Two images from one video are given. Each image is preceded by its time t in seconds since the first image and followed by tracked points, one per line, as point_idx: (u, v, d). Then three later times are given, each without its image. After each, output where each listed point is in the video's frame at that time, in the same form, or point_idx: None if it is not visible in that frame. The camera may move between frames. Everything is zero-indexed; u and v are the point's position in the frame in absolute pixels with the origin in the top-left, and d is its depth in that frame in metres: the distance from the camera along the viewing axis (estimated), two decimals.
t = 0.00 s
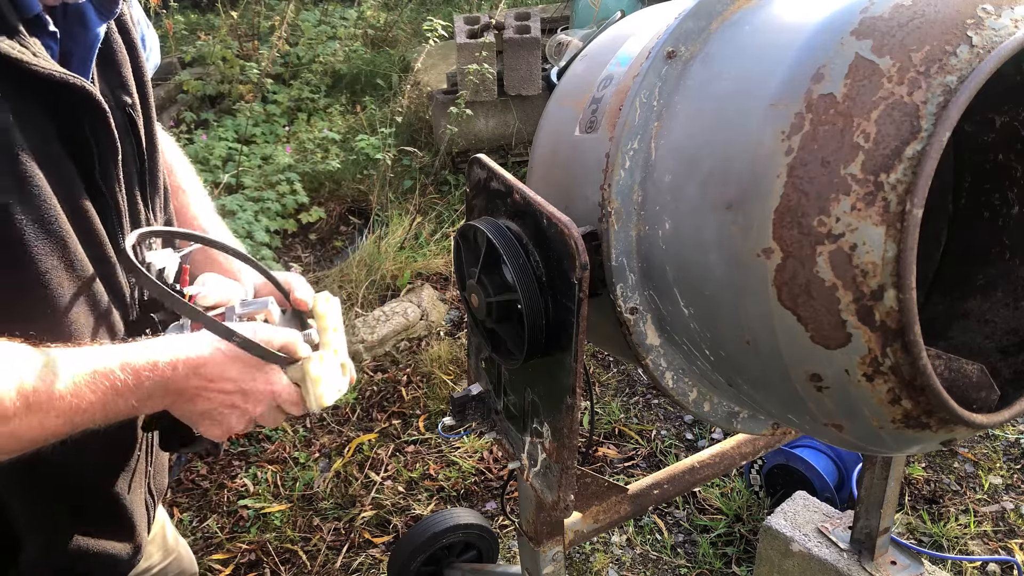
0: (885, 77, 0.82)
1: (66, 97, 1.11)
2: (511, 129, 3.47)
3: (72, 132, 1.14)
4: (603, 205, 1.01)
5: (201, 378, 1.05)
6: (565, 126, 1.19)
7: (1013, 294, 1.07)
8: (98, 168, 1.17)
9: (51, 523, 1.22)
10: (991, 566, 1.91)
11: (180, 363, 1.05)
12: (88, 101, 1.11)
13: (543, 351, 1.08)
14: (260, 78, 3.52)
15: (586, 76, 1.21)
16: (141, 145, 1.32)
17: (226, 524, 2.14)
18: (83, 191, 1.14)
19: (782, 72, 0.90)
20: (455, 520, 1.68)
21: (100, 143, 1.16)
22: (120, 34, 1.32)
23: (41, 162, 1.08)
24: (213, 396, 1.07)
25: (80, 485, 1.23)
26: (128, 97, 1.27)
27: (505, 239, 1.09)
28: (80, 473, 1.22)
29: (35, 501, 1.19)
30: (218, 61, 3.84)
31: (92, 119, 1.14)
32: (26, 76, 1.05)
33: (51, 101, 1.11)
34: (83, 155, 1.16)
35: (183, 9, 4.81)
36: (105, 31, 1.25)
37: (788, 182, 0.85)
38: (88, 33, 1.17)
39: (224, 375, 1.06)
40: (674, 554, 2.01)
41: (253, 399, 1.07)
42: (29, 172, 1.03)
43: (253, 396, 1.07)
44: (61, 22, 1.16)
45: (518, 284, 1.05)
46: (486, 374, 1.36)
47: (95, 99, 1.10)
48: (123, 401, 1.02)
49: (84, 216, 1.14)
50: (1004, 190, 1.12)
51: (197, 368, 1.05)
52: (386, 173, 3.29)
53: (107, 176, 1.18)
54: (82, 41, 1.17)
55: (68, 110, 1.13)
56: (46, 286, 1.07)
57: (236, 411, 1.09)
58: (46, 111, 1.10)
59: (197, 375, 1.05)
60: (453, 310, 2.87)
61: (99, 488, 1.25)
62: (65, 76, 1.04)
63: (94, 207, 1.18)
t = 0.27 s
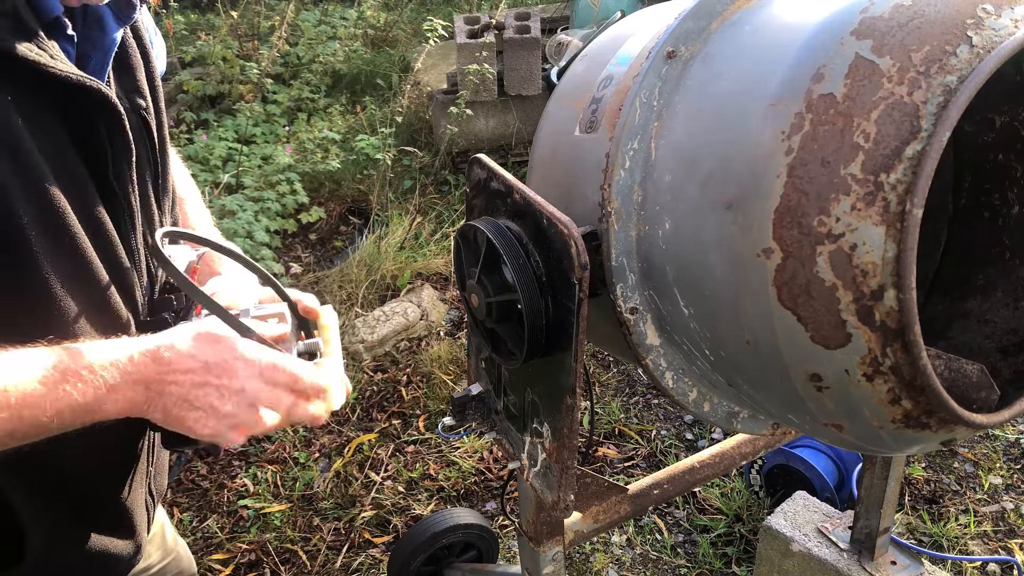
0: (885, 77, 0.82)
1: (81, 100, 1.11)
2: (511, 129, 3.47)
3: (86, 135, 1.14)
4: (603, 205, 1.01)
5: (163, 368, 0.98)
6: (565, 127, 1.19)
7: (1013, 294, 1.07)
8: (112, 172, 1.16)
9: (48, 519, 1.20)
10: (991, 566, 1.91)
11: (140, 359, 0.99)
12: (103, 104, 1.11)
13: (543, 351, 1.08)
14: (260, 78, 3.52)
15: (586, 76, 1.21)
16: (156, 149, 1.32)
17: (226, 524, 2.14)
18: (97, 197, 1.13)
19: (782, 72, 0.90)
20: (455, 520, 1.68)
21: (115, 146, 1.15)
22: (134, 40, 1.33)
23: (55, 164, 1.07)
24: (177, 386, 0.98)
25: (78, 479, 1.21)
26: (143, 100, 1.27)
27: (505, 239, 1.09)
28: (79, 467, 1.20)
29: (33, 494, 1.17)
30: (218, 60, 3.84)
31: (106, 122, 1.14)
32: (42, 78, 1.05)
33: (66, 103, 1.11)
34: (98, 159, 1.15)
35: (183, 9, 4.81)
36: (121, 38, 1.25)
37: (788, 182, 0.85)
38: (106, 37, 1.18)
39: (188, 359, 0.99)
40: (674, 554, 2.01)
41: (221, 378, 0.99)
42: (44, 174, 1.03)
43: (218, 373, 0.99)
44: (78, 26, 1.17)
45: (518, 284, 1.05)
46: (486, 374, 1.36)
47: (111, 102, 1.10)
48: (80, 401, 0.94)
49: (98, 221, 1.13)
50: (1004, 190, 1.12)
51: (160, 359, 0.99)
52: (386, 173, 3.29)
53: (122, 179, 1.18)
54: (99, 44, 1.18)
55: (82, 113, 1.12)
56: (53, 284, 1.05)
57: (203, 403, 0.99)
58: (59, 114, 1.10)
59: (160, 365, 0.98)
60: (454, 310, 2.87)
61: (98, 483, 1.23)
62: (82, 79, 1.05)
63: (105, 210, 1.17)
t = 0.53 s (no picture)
0: (885, 77, 0.82)
1: (95, 108, 1.11)
2: (511, 129, 3.47)
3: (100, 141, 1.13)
4: (603, 205, 1.01)
5: (177, 335, 0.94)
6: (565, 127, 1.19)
7: (1013, 294, 1.07)
8: (123, 177, 1.16)
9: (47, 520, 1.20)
10: (991, 566, 1.91)
11: (157, 334, 0.95)
12: (117, 112, 1.11)
13: (543, 351, 1.08)
14: (260, 78, 3.53)
15: (586, 76, 1.21)
16: (165, 157, 1.32)
17: (226, 524, 2.14)
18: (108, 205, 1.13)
19: (782, 72, 0.90)
20: (455, 520, 1.68)
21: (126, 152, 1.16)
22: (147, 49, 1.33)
23: (69, 170, 1.07)
24: (199, 345, 0.94)
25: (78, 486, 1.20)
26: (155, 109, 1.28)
27: (505, 239, 1.09)
28: (80, 473, 1.19)
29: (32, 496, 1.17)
30: (218, 61, 3.85)
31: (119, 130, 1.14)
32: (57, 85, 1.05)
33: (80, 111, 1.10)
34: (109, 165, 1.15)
35: (183, 9, 4.82)
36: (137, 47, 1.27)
37: (788, 182, 0.85)
38: (121, 45, 1.19)
39: (201, 316, 0.94)
40: (674, 554, 2.01)
41: (240, 320, 0.95)
42: (58, 181, 1.03)
43: (234, 317, 0.95)
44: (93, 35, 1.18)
45: (518, 284, 1.05)
46: (486, 374, 1.36)
47: (125, 110, 1.11)
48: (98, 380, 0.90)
49: (110, 230, 1.13)
50: (1004, 190, 1.12)
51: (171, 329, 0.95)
52: (386, 173, 3.29)
53: (133, 185, 1.18)
54: (114, 53, 1.19)
55: (96, 121, 1.12)
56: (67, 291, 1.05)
57: (232, 353, 0.95)
58: (73, 120, 1.10)
59: (173, 333, 0.94)
60: (454, 310, 2.87)
61: (98, 491, 1.23)
62: (95, 85, 1.05)
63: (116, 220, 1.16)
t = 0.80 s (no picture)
0: (885, 77, 0.82)
1: (108, 116, 1.11)
2: (511, 129, 3.47)
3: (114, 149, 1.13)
4: (603, 205, 1.01)
5: (180, 341, 0.93)
6: (565, 126, 1.19)
7: (1013, 294, 1.07)
8: (134, 185, 1.16)
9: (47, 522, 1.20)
10: (991, 566, 1.91)
11: (158, 338, 0.94)
12: (132, 120, 1.10)
13: (543, 351, 1.08)
14: (260, 78, 3.53)
15: (586, 76, 1.21)
16: (177, 166, 1.31)
17: (226, 524, 2.14)
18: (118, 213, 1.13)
19: (782, 72, 0.90)
20: (455, 520, 1.68)
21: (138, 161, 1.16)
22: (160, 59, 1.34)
23: (80, 178, 1.07)
24: (203, 353, 0.93)
25: (77, 485, 1.20)
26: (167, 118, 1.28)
27: (505, 239, 1.09)
28: (79, 472, 1.19)
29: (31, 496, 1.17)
30: (218, 61, 3.85)
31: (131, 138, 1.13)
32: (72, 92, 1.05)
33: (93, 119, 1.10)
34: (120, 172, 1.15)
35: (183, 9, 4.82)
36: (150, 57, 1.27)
37: (788, 182, 0.85)
38: (136, 54, 1.19)
39: (204, 323, 0.94)
40: (674, 554, 2.01)
41: (248, 327, 0.95)
42: (71, 189, 1.02)
43: (240, 325, 0.94)
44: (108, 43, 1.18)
45: (518, 284, 1.05)
46: (486, 374, 1.36)
47: (139, 119, 1.10)
48: (97, 387, 0.90)
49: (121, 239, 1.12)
50: (1004, 190, 1.12)
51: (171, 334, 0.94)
52: (386, 173, 3.29)
53: (143, 194, 1.18)
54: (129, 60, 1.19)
55: (109, 128, 1.12)
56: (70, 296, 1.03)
57: (238, 360, 0.95)
58: (86, 128, 1.10)
59: (174, 338, 0.94)
60: (454, 310, 2.87)
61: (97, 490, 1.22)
62: (111, 94, 1.05)
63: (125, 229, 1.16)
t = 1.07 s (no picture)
0: (885, 77, 0.82)
1: (115, 115, 1.11)
2: (511, 129, 3.47)
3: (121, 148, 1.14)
4: (603, 205, 1.01)
5: (182, 321, 0.88)
6: (565, 127, 1.19)
7: (1013, 294, 1.07)
8: (140, 184, 1.17)
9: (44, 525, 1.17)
10: (991, 566, 1.91)
11: (157, 316, 0.88)
12: (139, 119, 1.11)
13: (543, 351, 1.08)
14: (260, 78, 3.53)
15: (586, 76, 1.21)
16: (183, 166, 1.32)
17: (226, 524, 2.14)
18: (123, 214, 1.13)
19: (782, 72, 0.90)
20: (455, 520, 1.68)
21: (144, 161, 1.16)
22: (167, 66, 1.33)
23: (86, 177, 1.08)
24: (204, 337, 0.88)
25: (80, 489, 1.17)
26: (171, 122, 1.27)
27: (505, 239, 1.09)
28: (82, 472, 1.16)
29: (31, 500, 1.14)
30: (218, 61, 3.85)
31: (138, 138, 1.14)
32: (81, 91, 1.06)
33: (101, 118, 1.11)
34: (126, 172, 1.16)
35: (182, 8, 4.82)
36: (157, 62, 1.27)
37: (788, 182, 0.85)
38: (143, 58, 1.19)
39: (205, 305, 0.88)
40: (674, 554, 2.01)
41: (253, 311, 0.90)
42: (77, 189, 1.02)
43: (247, 306, 0.89)
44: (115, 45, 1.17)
45: (518, 284, 1.05)
46: (486, 374, 1.36)
47: (148, 118, 1.11)
48: (89, 371, 0.85)
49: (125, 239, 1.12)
50: (1004, 190, 1.12)
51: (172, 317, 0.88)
52: (386, 173, 3.29)
53: (148, 194, 1.18)
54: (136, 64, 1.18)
55: (116, 128, 1.12)
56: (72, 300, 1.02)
57: (241, 345, 0.90)
58: (92, 127, 1.11)
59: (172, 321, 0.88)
60: (454, 310, 2.87)
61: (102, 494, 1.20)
62: (121, 93, 1.05)
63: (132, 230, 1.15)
